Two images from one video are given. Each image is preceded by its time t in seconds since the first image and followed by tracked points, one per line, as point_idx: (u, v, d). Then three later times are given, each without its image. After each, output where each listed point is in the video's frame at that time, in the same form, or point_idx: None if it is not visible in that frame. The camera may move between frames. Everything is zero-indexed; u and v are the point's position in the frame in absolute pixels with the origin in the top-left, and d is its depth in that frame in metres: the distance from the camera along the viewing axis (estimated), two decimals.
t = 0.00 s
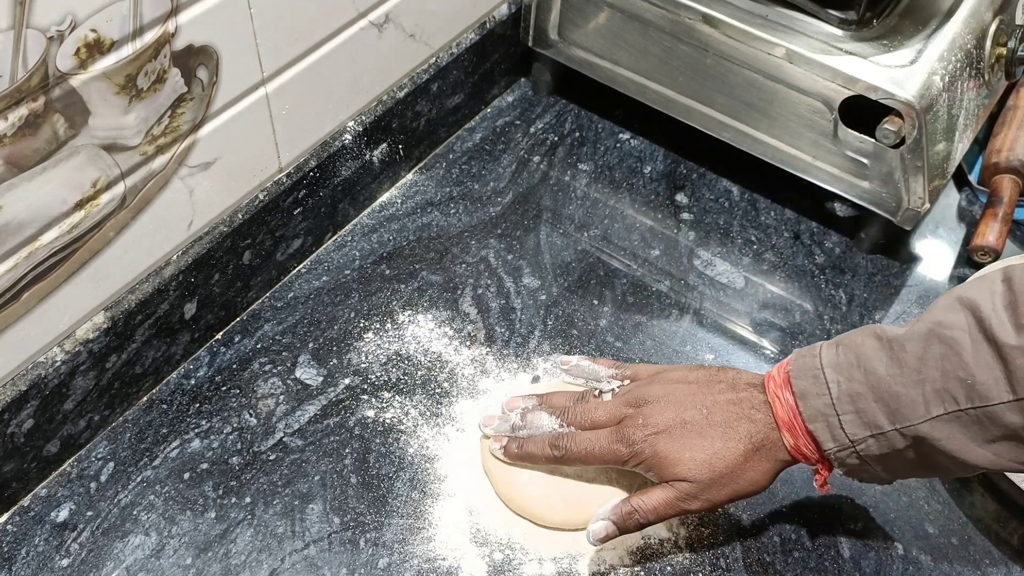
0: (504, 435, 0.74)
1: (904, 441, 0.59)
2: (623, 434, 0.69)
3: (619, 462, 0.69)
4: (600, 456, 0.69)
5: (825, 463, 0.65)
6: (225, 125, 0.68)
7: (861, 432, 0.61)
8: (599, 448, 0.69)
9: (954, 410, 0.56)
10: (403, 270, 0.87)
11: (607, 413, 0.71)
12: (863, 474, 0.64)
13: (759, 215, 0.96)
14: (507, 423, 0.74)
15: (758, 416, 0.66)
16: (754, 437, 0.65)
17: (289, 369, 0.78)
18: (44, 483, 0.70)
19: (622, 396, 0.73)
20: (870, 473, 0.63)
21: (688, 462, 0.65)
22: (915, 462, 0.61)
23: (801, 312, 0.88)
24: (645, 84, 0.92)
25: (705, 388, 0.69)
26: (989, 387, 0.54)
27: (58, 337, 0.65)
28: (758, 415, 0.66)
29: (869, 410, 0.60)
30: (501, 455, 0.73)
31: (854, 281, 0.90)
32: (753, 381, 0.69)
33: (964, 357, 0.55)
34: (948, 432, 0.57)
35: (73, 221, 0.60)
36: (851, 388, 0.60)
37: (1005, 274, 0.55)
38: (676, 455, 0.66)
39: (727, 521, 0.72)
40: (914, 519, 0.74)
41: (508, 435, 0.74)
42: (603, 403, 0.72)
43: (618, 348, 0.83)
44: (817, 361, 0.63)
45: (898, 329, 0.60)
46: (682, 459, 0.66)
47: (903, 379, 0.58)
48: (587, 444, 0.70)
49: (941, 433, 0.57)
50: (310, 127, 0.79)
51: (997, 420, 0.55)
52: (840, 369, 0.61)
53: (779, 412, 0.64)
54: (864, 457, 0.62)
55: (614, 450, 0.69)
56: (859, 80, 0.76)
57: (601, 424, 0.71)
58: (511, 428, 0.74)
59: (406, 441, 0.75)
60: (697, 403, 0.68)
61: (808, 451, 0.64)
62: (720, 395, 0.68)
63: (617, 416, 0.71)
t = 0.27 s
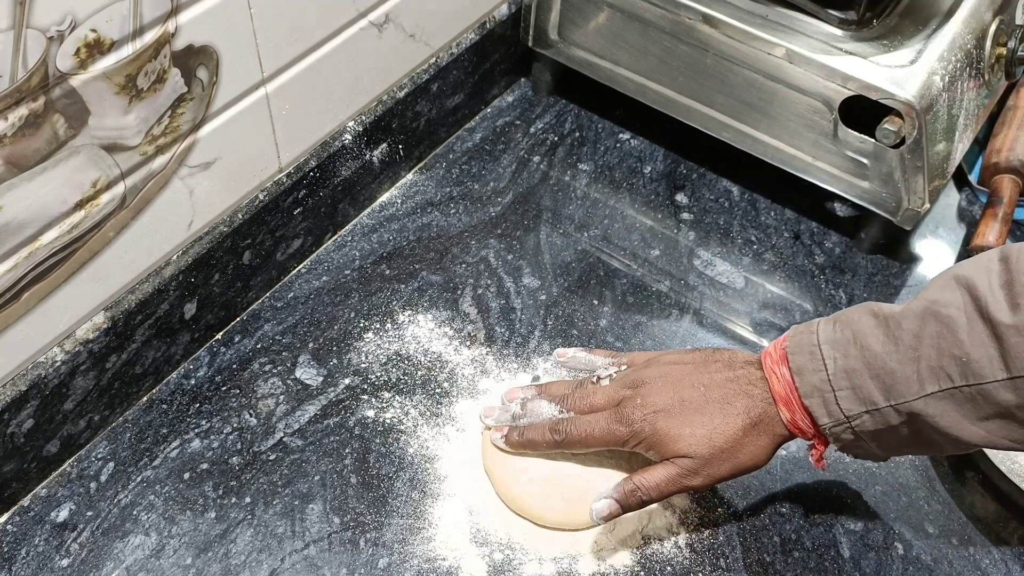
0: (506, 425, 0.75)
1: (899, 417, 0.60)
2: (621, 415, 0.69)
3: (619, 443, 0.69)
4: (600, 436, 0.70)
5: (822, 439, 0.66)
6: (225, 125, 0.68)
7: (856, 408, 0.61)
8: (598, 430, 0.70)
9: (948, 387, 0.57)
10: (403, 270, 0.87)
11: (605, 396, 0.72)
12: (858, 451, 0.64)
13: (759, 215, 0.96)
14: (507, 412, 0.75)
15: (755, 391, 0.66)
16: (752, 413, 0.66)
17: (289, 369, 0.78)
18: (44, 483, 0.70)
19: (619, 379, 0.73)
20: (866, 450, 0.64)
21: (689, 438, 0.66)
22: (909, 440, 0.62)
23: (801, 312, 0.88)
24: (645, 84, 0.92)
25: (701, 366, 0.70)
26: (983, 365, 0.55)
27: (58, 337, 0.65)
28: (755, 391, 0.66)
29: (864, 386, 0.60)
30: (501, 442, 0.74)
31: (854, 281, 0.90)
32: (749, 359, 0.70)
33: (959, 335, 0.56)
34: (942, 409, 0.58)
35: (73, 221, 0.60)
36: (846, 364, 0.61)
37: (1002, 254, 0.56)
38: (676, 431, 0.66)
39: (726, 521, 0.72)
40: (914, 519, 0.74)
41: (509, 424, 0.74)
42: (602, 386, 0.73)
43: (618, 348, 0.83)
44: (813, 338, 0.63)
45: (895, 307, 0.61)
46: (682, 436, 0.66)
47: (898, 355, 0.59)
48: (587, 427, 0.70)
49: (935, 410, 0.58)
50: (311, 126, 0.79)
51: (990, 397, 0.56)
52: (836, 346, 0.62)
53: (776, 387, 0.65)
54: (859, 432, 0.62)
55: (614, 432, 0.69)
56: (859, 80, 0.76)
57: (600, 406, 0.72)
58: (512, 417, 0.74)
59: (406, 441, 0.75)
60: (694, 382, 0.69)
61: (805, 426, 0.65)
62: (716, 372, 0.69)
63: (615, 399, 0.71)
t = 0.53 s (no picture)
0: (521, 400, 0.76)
1: (908, 404, 0.60)
2: (638, 397, 0.71)
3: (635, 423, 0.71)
4: (616, 417, 0.71)
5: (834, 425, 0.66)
6: (225, 126, 0.68)
7: (866, 394, 0.62)
8: (614, 409, 0.71)
9: (958, 375, 0.57)
10: (403, 270, 0.87)
11: (622, 379, 0.74)
12: (867, 436, 0.65)
13: (759, 215, 0.96)
14: (524, 387, 0.76)
15: (770, 375, 0.68)
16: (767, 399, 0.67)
17: (289, 369, 0.78)
18: (44, 483, 0.70)
19: (639, 365, 0.75)
20: (875, 436, 0.65)
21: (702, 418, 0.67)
22: (917, 426, 0.62)
23: (801, 312, 0.88)
24: (645, 84, 0.92)
25: (718, 351, 0.72)
26: (992, 354, 0.56)
27: (58, 336, 0.65)
28: (769, 374, 0.68)
29: (875, 372, 0.61)
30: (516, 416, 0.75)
31: (854, 281, 0.90)
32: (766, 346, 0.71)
33: (970, 325, 0.56)
34: (952, 397, 0.58)
35: (73, 221, 0.60)
36: (858, 350, 0.62)
37: (1016, 247, 0.56)
38: (690, 412, 0.68)
39: (726, 522, 0.73)
40: (914, 519, 0.74)
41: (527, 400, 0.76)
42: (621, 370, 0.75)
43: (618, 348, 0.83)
44: (827, 325, 0.64)
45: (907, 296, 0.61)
46: (696, 416, 0.68)
47: (909, 343, 0.59)
48: (603, 407, 0.72)
49: (944, 398, 0.58)
50: (311, 127, 0.79)
51: (998, 386, 0.56)
52: (848, 333, 0.62)
53: (789, 371, 0.66)
54: (868, 418, 0.63)
55: (630, 412, 0.71)
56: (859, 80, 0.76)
57: (617, 389, 0.73)
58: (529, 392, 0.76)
59: (406, 441, 0.75)
60: (710, 366, 0.70)
61: (817, 412, 0.65)
62: (732, 359, 0.71)
63: (632, 382, 0.73)
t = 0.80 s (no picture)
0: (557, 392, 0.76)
1: (944, 428, 0.62)
2: (680, 417, 0.73)
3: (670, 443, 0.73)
4: (653, 434, 0.73)
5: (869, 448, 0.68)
6: (225, 126, 0.68)
7: (902, 420, 0.64)
8: (654, 425, 0.73)
9: (993, 400, 0.59)
10: (403, 270, 0.87)
11: (662, 396, 0.75)
12: (905, 458, 0.67)
13: (759, 215, 0.96)
14: (561, 381, 0.76)
15: (805, 402, 0.70)
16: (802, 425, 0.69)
17: (289, 369, 0.78)
18: (44, 483, 0.70)
19: (676, 381, 0.76)
20: (911, 457, 0.66)
21: (737, 443, 0.69)
22: (955, 449, 0.64)
23: (801, 312, 0.88)
24: (645, 84, 0.92)
25: (756, 375, 0.74)
26: None
27: (59, 336, 0.65)
28: (804, 401, 0.70)
29: (910, 399, 0.63)
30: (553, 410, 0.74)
31: (854, 281, 0.90)
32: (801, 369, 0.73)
33: (1002, 350, 0.58)
34: (987, 422, 0.60)
35: (73, 221, 0.60)
36: (892, 376, 0.63)
37: None
38: (728, 436, 0.70)
39: (726, 521, 0.72)
40: (914, 519, 0.74)
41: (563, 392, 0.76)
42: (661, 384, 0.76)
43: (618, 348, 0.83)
44: (859, 350, 0.66)
45: (938, 320, 0.63)
46: (732, 439, 0.70)
47: (942, 369, 0.61)
48: (643, 421, 0.73)
49: (980, 422, 0.60)
50: (311, 127, 0.79)
51: None
52: (882, 359, 0.64)
53: (824, 398, 0.68)
54: (905, 443, 0.65)
55: (669, 432, 0.72)
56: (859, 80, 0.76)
57: (657, 405, 0.75)
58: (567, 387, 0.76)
59: (406, 441, 0.75)
60: (750, 391, 0.72)
61: (852, 437, 0.67)
62: (769, 383, 0.72)
63: (672, 401, 0.75)
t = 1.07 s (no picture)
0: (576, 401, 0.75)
1: (966, 445, 0.62)
2: (698, 434, 0.72)
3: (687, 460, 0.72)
4: (671, 451, 0.73)
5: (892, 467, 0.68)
6: (225, 126, 0.68)
7: (923, 437, 0.63)
8: (672, 442, 0.73)
9: (1014, 415, 0.59)
10: (403, 270, 0.87)
11: (682, 411, 0.75)
12: (925, 479, 0.66)
13: (759, 215, 0.96)
14: (581, 390, 0.76)
15: (824, 421, 0.70)
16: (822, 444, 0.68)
17: (289, 369, 0.78)
18: (44, 483, 0.70)
19: (695, 396, 0.76)
20: (933, 478, 0.66)
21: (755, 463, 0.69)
22: (977, 467, 0.64)
23: (801, 312, 0.88)
24: (645, 84, 0.92)
25: (775, 392, 0.73)
26: None
27: (59, 336, 0.65)
28: (823, 420, 0.70)
29: (930, 416, 0.63)
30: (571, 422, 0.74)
31: (854, 281, 0.90)
32: (817, 386, 0.73)
33: (1022, 363, 0.58)
34: (1008, 437, 0.60)
35: (73, 222, 0.60)
36: (911, 394, 0.63)
37: None
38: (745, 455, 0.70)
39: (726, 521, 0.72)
40: (914, 519, 0.74)
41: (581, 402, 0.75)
42: (679, 399, 0.76)
43: (618, 348, 0.83)
44: (877, 366, 0.66)
45: (955, 336, 0.63)
46: (750, 457, 0.70)
47: (962, 385, 0.61)
48: (661, 437, 0.73)
49: (1001, 438, 0.60)
50: (311, 126, 0.79)
51: None
52: (900, 375, 0.64)
53: (843, 416, 0.68)
54: (926, 461, 0.64)
55: (686, 449, 0.72)
56: (859, 80, 0.76)
57: (676, 421, 0.75)
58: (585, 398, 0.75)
59: (406, 441, 0.75)
60: (768, 411, 0.72)
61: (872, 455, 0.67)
62: (788, 401, 0.72)
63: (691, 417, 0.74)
